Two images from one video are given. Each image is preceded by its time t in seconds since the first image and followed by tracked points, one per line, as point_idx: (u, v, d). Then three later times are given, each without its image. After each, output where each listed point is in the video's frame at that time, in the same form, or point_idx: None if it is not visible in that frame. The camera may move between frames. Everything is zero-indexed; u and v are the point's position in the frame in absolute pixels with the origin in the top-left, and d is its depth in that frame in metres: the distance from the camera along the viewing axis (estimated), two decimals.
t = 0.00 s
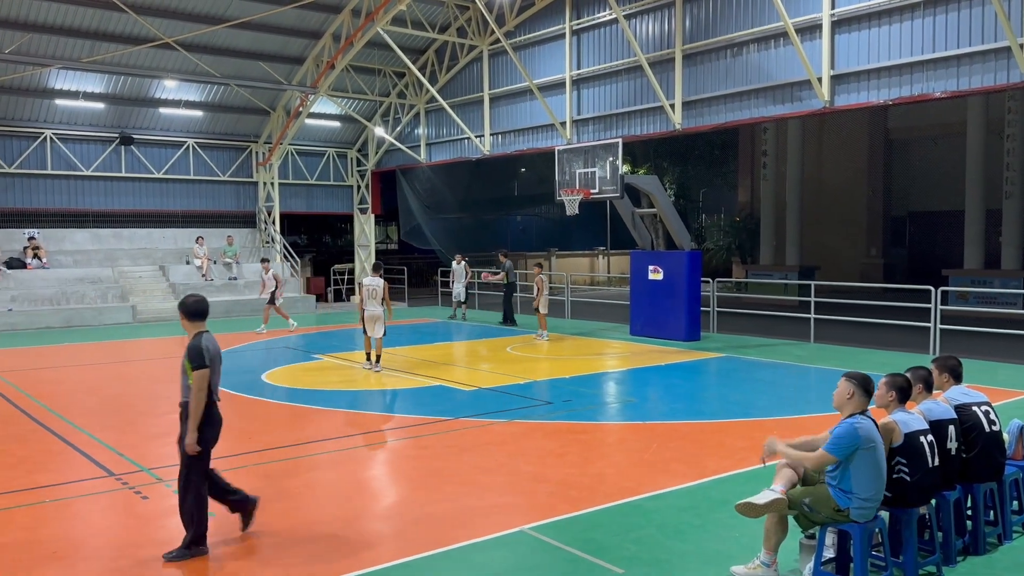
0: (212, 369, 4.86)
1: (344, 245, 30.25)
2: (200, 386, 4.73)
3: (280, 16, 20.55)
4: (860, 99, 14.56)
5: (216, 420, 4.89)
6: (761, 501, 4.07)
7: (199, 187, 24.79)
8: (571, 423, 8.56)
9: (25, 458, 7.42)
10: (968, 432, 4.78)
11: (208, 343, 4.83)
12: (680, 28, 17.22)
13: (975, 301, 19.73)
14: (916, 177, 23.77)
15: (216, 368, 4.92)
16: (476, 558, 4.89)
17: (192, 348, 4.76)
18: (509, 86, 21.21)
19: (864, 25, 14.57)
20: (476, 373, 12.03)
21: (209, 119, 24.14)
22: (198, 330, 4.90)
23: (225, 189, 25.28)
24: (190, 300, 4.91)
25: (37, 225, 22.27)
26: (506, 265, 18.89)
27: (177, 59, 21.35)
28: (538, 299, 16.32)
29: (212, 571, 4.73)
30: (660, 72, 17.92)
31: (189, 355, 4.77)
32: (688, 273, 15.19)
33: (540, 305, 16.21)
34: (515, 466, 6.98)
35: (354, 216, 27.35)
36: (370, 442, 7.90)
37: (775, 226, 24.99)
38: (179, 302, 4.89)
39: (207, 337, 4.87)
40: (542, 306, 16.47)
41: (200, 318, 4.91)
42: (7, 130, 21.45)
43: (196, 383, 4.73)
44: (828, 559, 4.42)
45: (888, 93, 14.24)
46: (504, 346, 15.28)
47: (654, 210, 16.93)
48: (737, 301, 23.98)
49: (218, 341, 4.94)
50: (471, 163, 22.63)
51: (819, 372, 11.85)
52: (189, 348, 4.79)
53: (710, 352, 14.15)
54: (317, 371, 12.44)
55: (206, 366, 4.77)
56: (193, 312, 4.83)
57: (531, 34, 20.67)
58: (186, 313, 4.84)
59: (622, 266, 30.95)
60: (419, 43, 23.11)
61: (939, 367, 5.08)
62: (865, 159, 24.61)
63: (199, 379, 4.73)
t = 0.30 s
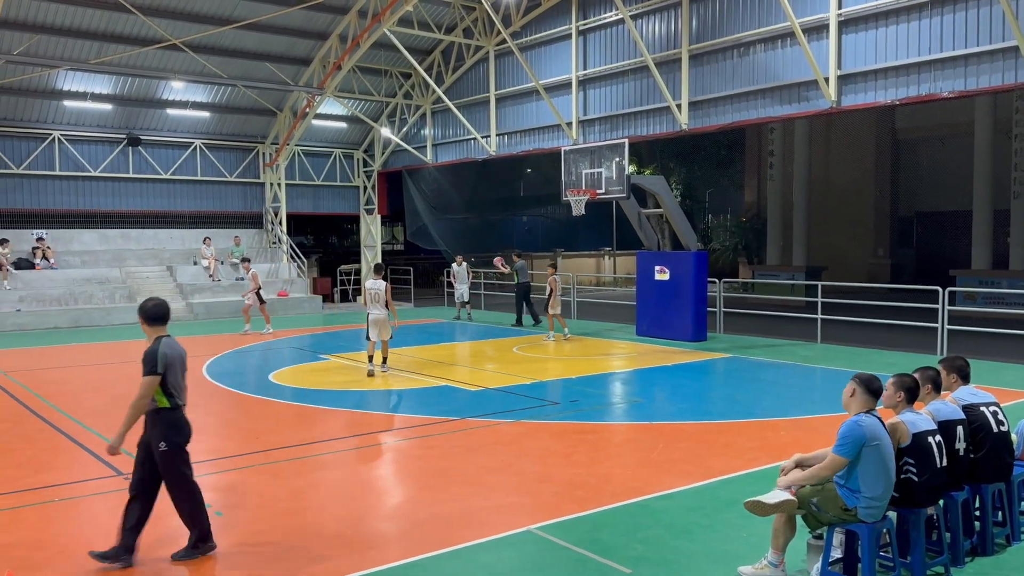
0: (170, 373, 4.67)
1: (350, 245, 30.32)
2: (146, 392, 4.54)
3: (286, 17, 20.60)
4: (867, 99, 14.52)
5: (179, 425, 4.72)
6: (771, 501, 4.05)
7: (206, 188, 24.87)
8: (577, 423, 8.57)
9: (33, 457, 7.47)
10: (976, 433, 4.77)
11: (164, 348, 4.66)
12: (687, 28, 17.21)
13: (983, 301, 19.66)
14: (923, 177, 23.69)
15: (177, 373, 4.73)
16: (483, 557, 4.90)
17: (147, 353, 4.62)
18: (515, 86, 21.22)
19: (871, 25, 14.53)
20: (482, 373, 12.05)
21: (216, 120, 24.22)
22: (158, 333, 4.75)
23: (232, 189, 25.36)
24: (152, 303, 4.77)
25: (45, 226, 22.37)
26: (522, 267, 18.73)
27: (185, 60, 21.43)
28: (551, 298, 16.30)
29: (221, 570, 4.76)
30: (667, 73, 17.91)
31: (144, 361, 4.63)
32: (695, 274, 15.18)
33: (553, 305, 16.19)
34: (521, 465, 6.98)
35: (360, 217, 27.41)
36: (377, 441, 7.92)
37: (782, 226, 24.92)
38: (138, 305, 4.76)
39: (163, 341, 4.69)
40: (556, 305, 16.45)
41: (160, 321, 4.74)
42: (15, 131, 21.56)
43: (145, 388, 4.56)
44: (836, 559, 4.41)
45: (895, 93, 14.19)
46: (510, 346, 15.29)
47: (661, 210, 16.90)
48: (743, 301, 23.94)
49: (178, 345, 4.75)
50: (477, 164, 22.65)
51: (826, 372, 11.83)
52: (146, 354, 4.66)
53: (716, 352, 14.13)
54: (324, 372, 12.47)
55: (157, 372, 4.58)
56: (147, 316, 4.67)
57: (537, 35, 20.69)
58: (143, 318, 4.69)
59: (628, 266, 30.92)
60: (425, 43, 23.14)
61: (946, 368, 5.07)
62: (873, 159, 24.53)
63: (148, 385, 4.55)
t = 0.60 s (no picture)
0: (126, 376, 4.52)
1: (357, 245, 30.37)
2: (108, 393, 4.39)
3: (294, 18, 20.65)
4: (875, 99, 14.47)
5: (132, 431, 4.55)
6: (776, 495, 4.09)
7: (214, 188, 24.95)
8: (584, 423, 8.57)
9: (42, 457, 7.49)
10: (985, 433, 4.75)
11: (123, 348, 4.51)
12: (694, 28, 17.17)
13: (992, 302, 19.57)
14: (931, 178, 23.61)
15: (132, 376, 4.57)
16: (490, 557, 4.90)
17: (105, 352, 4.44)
18: (522, 86, 21.22)
19: (879, 24, 14.47)
20: (489, 373, 12.06)
21: (224, 120, 24.29)
22: (114, 334, 4.57)
23: (239, 189, 25.43)
24: (107, 302, 4.58)
25: (54, 226, 22.48)
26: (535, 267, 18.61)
27: (193, 60, 21.50)
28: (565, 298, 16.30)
29: (228, 570, 4.76)
30: (674, 72, 17.88)
31: (102, 361, 4.44)
32: (702, 274, 15.16)
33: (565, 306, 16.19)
34: (528, 465, 6.99)
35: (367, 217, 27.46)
36: (384, 441, 7.93)
37: (789, 227, 24.83)
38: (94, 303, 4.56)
39: (122, 340, 4.53)
40: (569, 305, 16.44)
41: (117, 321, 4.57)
42: (24, 131, 21.66)
43: (106, 389, 4.39)
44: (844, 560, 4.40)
45: (904, 93, 14.14)
46: (517, 346, 15.30)
47: (668, 210, 16.86)
48: (751, 301, 23.91)
49: (134, 346, 4.61)
50: (484, 164, 22.67)
51: (834, 372, 11.79)
52: (102, 353, 4.48)
53: (724, 352, 14.11)
54: (331, 371, 12.50)
55: (119, 372, 4.44)
56: (107, 314, 4.49)
57: (544, 34, 20.68)
58: (100, 316, 4.50)
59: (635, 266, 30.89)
60: (432, 43, 23.15)
61: (955, 369, 5.04)
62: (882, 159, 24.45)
63: (110, 385, 4.39)
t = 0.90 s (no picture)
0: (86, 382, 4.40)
1: (368, 245, 30.45)
2: (73, 401, 4.28)
3: (306, 19, 20.74)
4: (887, 99, 14.40)
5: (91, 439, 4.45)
6: (782, 499, 4.09)
7: (225, 189, 25.06)
8: (594, 424, 8.56)
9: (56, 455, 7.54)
10: (997, 435, 4.71)
11: (82, 354, 4.39)
12: (705, 28, 17.12)
13: (1006, 302, 19.43)
14: (944, 178, 23.43)
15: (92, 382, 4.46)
16: (500, 557, 4.90)
17: (64, 360, 4.31)
18: (532, 86, 21.22)
19: (892, 23, 14.39)
20: (499, 373, 12.06)
21: (235, 120, 24.39)
22: (71, 339, 4.43)
23: (251, 190, 25.53)
24: (63, 306, 4.43)
25: (67, 226, 22.63)
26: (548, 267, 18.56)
27: (205, 61, 21.61)
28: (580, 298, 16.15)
29: (239, 569, 4.78)
30: (685, 72, 17.84)
31: (61, 369, 4.31)
32: (713, 274, 15.11)
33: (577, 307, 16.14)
34: (539, 465, 6.99)
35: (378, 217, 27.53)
36: (394, 440, 7.95)
37: (801, 227, 24.70)
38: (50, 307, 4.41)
39: (81, 346, 4.41)
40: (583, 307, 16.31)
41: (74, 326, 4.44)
42: (38, 131, 21.82)
43: (71, 397, 4.28)
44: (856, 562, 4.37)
45: (916, 92, 14.06)
46: (527, 347, 15.30)
47: (678, 211, 16.80)
48: (762, 301, 23.83)
49: (93, 351, 4.49)
50: (494, 164, 22.69)
51: (845, 373, 11.74)
52: (61, 360, 4.35)
53: (734, 353, 14.07)
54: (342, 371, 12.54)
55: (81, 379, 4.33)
56: (65, 320, 4.36)
57: (554, 34, 20.66)
58: (57, 322, 4.36)
59: (645, 267, 30.83)
60: (442, 44, 23.17)
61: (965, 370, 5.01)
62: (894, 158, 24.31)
63: (74, 394, 4.28)
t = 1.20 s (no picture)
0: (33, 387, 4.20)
1: (379, 246, 30.52)
2: (9, 405, 4.09)
3: (318, 20, 20.83)
4: (901, 99, 14.31)
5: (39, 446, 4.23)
6: (797, 502, 4.02)
7: (238, 190, 25.18)
8: (605, 425, 8.54)
9: (70, 454, 7.60)
10: (1011, 438, 4.67)
11: (26, 357, 4.20)
12: (717, 28, 17.07)
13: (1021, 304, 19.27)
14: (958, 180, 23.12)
15: (41, 386, 4.25)
16: (511, 558, 4.91)
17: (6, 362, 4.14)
18: (544, 87, 21.24)
19: (905, 23, 14.31)
20: (510, 374, 12.07)
21: (248, 122, 24.52)
22: (21, 342, 4.27)
23: (263, 190, 25.65)
24: (17, 306, 4.30)
25: (81, 227, 22.81)
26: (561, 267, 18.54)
27: (218, 62, 21.75)
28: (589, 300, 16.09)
29: (252, 568, 4.80)
30: (697, 72, 17.79)
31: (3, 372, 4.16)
32: (725, 275, 15.05)
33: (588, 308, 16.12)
34: (550, 466, 6.98)
35: (389, 217, 27.59)
36: (406, 441, 7.97)
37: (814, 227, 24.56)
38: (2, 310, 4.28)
39: (26, 349, 4.23)
40: (590, 312, 16.18)
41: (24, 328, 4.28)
42: (52, 133, 22.00)
43: (8, 402, 4.09)
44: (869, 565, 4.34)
45: (930, 92, 13.97)
46: (538, 347, 15.29)
47: (690, 211, 16.74)
48: (774, 302, 23.73)
49: (42, 355, 4.30)
50: (505, 164, 22.72)
51: (858, 375, 11.67)
52: (6, 363, 4.19)
53: (747, 354, 14.01)
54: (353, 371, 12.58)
55: (22, 383, 4.13)
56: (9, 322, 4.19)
57: (566, 35, 20.65)
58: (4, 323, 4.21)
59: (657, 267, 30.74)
60: (454, 45, 23.20)
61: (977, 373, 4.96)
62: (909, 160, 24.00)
63: (10, 397, 4.09)
